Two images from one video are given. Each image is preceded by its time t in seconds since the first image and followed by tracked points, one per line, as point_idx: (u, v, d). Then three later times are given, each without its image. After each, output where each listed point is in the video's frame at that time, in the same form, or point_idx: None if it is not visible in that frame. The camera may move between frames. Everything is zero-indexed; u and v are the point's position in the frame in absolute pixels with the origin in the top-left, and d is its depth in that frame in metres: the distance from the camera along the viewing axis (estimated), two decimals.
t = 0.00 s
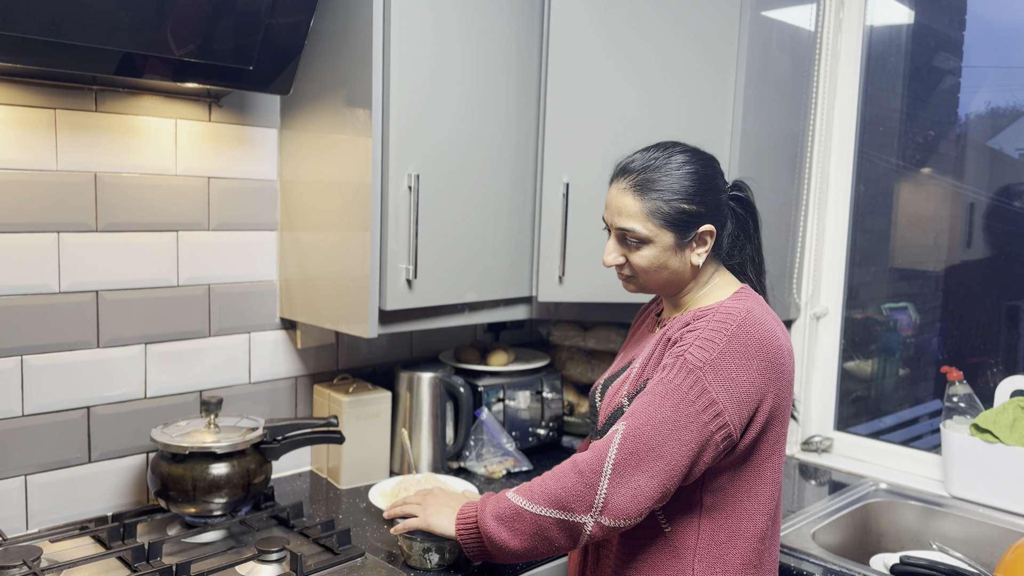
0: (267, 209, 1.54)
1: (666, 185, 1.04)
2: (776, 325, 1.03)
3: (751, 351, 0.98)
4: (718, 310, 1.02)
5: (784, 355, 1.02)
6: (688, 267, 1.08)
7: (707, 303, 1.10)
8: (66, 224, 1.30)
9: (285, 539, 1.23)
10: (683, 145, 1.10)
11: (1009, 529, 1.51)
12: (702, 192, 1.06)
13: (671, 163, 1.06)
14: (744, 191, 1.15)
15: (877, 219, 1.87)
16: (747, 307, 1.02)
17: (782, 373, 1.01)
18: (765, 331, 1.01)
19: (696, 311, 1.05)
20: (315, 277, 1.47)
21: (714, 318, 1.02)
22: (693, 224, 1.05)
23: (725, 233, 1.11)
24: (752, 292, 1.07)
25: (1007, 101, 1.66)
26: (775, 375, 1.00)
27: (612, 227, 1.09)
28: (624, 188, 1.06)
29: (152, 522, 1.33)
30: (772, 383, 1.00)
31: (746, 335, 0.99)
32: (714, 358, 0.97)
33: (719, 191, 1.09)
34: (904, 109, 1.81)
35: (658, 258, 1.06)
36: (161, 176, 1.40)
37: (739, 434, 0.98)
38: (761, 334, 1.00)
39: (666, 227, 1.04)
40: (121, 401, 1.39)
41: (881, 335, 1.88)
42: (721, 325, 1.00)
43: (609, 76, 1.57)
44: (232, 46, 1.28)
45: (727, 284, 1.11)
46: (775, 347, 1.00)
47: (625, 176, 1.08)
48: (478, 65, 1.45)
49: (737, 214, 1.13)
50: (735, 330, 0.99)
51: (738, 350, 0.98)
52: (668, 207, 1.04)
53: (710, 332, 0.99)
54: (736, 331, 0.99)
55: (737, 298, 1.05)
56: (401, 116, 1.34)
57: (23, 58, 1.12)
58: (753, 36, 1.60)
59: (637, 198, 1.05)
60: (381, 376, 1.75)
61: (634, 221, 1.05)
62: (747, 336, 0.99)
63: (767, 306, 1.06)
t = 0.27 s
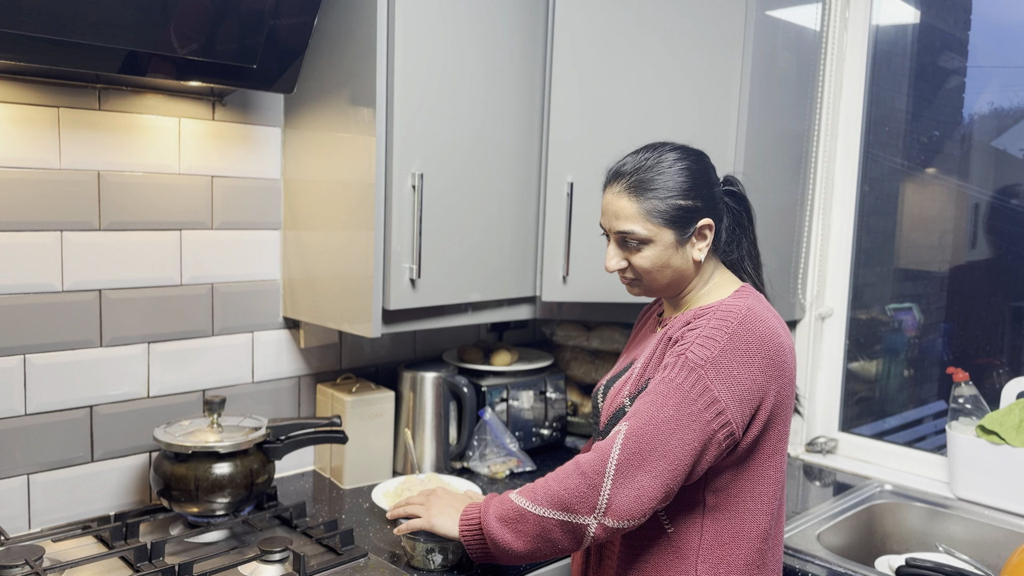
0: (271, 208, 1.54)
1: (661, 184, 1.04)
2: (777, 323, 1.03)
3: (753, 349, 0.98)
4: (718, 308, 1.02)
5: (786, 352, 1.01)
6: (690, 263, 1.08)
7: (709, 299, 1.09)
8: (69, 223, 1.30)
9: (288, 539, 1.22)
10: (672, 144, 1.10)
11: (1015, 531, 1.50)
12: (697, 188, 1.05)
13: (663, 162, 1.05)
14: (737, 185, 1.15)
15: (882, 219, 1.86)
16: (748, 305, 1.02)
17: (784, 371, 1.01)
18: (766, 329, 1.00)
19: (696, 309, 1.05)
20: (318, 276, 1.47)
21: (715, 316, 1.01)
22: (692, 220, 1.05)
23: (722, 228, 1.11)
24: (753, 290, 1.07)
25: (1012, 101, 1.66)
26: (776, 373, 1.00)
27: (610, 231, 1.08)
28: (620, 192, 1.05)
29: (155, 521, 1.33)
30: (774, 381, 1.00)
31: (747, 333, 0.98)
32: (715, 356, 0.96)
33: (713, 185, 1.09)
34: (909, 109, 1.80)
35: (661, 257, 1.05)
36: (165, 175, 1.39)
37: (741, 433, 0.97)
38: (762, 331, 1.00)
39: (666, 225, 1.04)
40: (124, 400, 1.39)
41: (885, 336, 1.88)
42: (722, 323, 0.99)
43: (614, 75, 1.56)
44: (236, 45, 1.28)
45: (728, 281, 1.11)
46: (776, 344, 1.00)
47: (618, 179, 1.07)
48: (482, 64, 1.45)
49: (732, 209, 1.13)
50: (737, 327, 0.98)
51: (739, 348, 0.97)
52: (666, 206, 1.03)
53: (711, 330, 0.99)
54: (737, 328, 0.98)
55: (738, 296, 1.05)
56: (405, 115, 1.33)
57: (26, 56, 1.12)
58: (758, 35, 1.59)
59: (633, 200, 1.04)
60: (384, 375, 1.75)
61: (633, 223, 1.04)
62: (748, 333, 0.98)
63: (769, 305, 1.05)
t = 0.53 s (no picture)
0: (273, 207, 1.53)
1: (657, 176, 1.04)
2: (782, 321, 1.02)
3: (757, 347, 0.97)
4: (723, 306, 1.01)
5: (791, 351, 1.00)
6: (697, 252, 1.07)
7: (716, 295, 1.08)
8: (72, 221, 1.30)
9: (290, 539, 1.22)
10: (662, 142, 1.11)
11: (1020, 533, 1.50)
12: (693, 176, 1.06)
13: (656, 155, 1.06)
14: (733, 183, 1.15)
15: (886, 219, 1.86)
16: (753, 304, 1.01)
17: (788, 370, 1.00)
18: (771, 328, 1.00)
19: (700, 308, 1.04)
20: (320, 275, 1.47)
21: (719, 314, 1.00)
22: (692, 207, 1.05)
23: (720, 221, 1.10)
24: (758, 289, 1.06)
25: (1017, 101, 1.65)
26: (781, 372, 0.99)
27: (613, 231, 1.07)
28: (618, 189, 1.06)
29: (157, 520, 1.33)
30: (779, 380, 0.99)
31: (751, 332, 0.98)
32: (719, 355, 0.96)
33: (709, 175, 1.09)
34: (914, 108, 1.80)
35: (667, 247, 1.04)
36: (168, 173, 1.39)
37: (745, 432, 0.97)
38: (767, 330, 0.99)
39: (668, 214, 1.03)
40: (126, 398, 1.39)
41: (889, 336, 1.87)
42: (726, 322, 0.98)
43: (618, 74, 1.56)
44: (239, 43, 1.27)
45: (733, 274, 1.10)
46: (781, 343, 0.99)
47: (614, 178, 1.08)
48: (485, 63, 1.44)
49: (730, 205, 1.12)
50: (741, 326, 0.98)
51: (743, 346, 0.97)
52: (666, 195, 1.03)
53: (715, 329, 0.98)
54: (741, 327, 0.98)
55: (743, 295, 1.04)
56: (408, 114, 1.33)
57: (29, 54, 1.11)
58: (763, 35, 1.59)
59: (632, 194, 1.04)
60: (387, 374, 1.75)
61: (635, 216, 1.04)
62: (753, 332, 0.98)
63: (774, 304, 1.04)
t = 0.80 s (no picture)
0: (275, 207, 1.53)
1: (674, 175, 1.04)
2: (782, 321, 1.02)
3: (758, 346, 0.97)
4: (723, 305, 1.02)
5: (791, 351, 1.01)
6: (700, 258, 1.07)
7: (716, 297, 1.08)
8: (74, 220, 1.30)
9: (291, 538, 1.22)
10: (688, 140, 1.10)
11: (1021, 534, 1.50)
12: (711, 181, 1.05)
13: (678, 154, 1.06)
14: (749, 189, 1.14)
15: (888, 219, 1.85)
16: (754, 303, 1.01)
17: (788, 369, 1.00)
18: (771, 327, 1.00)
19: (700, 308, 1.04)
20: (322, 275, 1.47)
21: (719, 313, 1.01)
22: (704, 213, 1.05)
23: (733, 225, 1.10)
24: (760, 289, 1.06)
25: (1019, 102, 1.65)
26: (782, 371, 0.99)
27: (622, 220, 1.08)
28: (634, 180, 1.06)
29: (158, 519, 1.33)
30: (779, 379, 0.99)
31: (751, 330, 0.98)
32: (720, 353, 0.96)
33: (727, 181, 1.09)
34: (916, 108, 1.79)
35: (671, 248, 1.05)
36: (170, 172, 1.39)
37: (745, 431, 0.97)
38: (767, 329, 0.99)
39: (677, 216, 1.03)
40: (128, 397, 1.39)
41: (891, 336, 1.87)
42: (726, 321, 0.99)
43: (620, 74, 1.55)
44: (241, 42, 1.27)
45: (735, 278, 1.10)
46: (781, 342, 0.99)
47: (633, 169, 1.07)
48: (487, 63, 1.44)
49: (742, 210, 1.12)
50: (741, 325, 0.98)
51: (744, 345, 0.97)
52: (679, 197, 1.03)
53: (715, 328, 0.98)
54: (742, 326, 0.98)
55: (745, 294, 1.04)
56: (410, 114, 1.33)
57: (32, 53, 1.11)
58: (766, 35, 1.59)
59: (647, 189, 1.04)
60: (388, 374, 1.75)
61: (646, 211, 1.04)
62: (753, 331, 0.98)
63: (774, 303, 1.04)
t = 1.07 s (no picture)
0: (277, 206, 1.54)
1: (680, 175, 1.04)
2: (788, 325, 1.02)
3: (763, 350, 0.97)
4: (729, 308, 1.02)
5: (797, 355, 1.01)
6: (704, 260, 1.07)
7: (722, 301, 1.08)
8: (78, 219, 1.30)
9: (293, 536, 1.23)
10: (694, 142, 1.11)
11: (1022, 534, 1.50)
12: (716, 182, 1.06)
13: (684, 155, 1.06)
14: (755, 191, 1.14)
15: (889, 219, 1.85)
16: (760, 306, 1.02)
17: (793, 373, 1.00)
18: (777, 331, 1.00)
19: (707, 310, 1.04)
20: (324, 274, 1.47)
21: (725, 316, 1.01)
22: (710, 214, 1.05)
23: (739, 228, 1.11)
24: (766, 291, 1.06)
25: (1021, 102, 1.65)
26: (787, 376, 0.99)
27: (627, 220, 1.08)
28: (640, 180, 1.06)
29: (161, 518, 1.33)
30: (784, 383, 0.99)
31: (757, 334, 0.98)
32: (724, 356, 0.96)
33: (733, 183, 1.09)
34: (918, 109, 1.80)
35: (675, 248, 1.05)
36: (173, 171, 1.40)
37: (749, 434, 0.97)
38: (773, 333, 0.99)
39: (682, 216, 1.04)
40: (130, 396, 1.39)
41: (892, 337, 1.87)
42: (731, 324, 0.99)
43: (622, 74, 1.56)
44: (244, 42, 1.28)
45: (740, 280, 1.10)
46: (787, 346, 1.00)
47: (638, 170, 1.08)
48: (490, 63, 1.44)
49: (750, 214, 1.12)
50: (746, 328, 0.98)
51: (749, 348, 0.97)
52: (685, 197, 1.04)
53: (721, 330, 0.99)
54: (748, 329, 0.98)
55: (750, 297, 1.04)
56: (412, 114, 1.33)
57: (35, 53, 1.12)
58: (768, 34, 1.59)
59: (653, 188, 1.05)
60: (390, 373, 1.75)
61: (651, 211, 1.04)
62: (758, 334, 0.98)
63: (781, 307, 1.05)
